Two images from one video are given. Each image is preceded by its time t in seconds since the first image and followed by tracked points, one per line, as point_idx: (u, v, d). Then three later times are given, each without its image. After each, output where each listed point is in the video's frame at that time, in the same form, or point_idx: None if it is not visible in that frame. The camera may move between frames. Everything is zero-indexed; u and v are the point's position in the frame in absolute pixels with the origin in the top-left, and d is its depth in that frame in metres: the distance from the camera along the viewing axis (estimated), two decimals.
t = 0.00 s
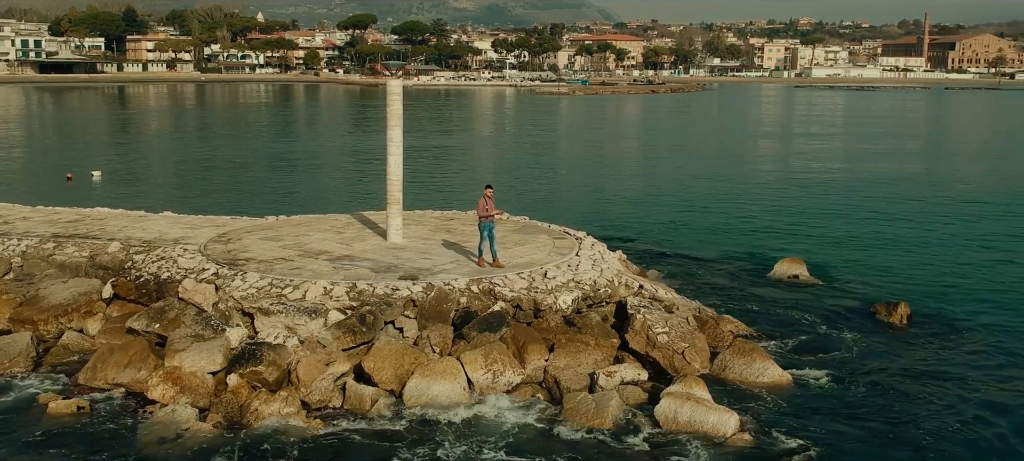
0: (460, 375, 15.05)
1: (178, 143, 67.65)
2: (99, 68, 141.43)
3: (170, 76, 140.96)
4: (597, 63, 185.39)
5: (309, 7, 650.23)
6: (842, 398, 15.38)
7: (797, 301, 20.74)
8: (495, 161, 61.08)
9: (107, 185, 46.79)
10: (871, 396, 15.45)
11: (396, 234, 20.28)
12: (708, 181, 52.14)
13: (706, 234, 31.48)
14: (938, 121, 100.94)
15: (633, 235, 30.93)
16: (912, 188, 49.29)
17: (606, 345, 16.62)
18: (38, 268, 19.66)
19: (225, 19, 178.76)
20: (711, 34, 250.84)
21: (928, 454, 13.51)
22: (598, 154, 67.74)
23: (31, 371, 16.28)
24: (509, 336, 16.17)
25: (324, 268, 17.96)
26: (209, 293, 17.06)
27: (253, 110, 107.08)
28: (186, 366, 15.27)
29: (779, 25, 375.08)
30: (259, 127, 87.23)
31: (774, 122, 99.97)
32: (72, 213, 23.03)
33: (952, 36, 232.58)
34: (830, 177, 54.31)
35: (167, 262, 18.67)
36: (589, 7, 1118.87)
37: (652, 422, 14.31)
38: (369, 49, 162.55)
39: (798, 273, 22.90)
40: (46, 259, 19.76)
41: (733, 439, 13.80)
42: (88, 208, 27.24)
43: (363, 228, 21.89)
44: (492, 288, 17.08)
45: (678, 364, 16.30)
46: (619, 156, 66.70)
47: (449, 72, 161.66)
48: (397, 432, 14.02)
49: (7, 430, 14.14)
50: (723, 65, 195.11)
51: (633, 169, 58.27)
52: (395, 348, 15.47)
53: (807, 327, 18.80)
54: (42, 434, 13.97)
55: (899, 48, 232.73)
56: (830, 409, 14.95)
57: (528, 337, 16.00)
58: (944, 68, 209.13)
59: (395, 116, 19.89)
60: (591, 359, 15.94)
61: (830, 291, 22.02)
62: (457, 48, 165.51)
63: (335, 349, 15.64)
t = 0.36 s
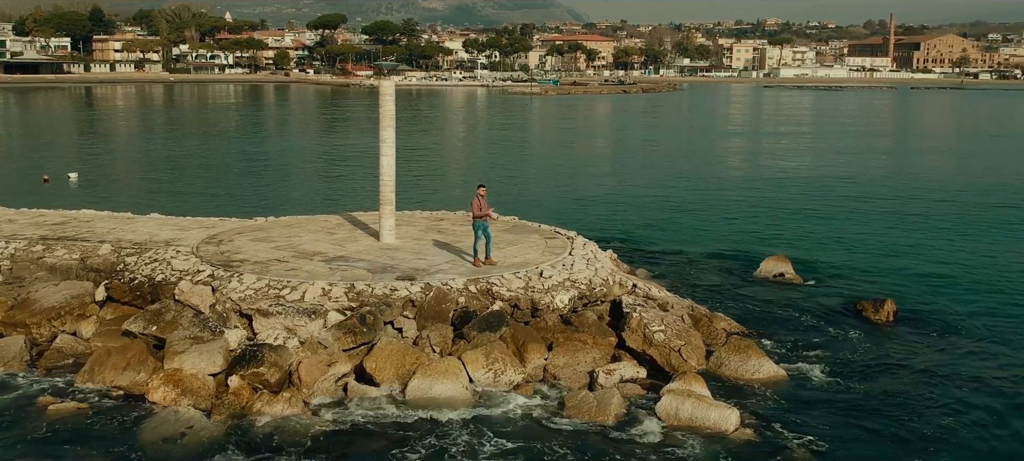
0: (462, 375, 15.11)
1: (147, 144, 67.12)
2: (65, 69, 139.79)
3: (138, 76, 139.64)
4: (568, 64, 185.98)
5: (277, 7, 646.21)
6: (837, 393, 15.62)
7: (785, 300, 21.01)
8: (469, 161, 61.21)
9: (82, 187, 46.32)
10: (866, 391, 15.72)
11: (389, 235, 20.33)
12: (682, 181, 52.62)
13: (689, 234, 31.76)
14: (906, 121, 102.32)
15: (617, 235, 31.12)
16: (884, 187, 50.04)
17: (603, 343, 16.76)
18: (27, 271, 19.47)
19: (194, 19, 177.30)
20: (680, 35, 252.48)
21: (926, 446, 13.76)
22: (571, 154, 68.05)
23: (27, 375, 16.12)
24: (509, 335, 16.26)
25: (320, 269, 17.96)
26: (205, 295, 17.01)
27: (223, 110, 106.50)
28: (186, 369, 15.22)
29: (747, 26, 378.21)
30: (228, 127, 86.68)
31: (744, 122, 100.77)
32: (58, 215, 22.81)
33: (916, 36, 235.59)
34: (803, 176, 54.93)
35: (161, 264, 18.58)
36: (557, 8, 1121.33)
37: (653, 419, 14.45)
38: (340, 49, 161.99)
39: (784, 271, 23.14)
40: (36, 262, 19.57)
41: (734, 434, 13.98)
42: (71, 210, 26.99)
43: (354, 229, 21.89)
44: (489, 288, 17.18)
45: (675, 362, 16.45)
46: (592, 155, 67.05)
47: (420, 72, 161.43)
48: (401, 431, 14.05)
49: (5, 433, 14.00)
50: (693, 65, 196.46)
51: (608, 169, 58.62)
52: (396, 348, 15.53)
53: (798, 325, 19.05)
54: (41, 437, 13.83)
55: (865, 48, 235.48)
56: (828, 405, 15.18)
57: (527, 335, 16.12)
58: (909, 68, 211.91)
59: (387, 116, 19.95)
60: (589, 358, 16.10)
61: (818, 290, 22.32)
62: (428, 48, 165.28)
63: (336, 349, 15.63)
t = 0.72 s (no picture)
0: (465, 375, 15.19)
1: (122, 145, 66.52)
2: (35, 69, 138.23)
3: (111, 76, 138.36)
4: (543, 64, 186.37)
5: (248, 7, 642.03)
6: (834, 389, 15.83)
7: (776, 298, 21.26)
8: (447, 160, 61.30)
9: (61, 189, 45.79)
10: (864, 386, 15.94)
11: (384, 236, 20.36)
12: (661, 179, 52.98)
13: (673, 233, 32.03)
14: (878, 120, 103.56)
15: (604, 235, 31.31)
16: (861, 186, 50.70)
17: (602, 342, 16.88)
18: (19, 273, 19.31)
19: (166, 19, 175.92)
20: (654, 35, 253.79)
21: (923, 439, 13.98)
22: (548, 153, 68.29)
23: (24, 376, 16.01)
24: (509, 335, 16.36)
25: (318, 270, 17.98)
26: (204, 296, 16.97)
27: (197, 110, 105.90)
28: (188, 370, 15.18)
29: (719, 25, 380.57)
30: (201, 127, 86.02)
31: (719, 121, 101.56)
32: (46, 218, 22.63)
33: (886, 37, 238.16)
34: (780, 175, 55.48)
35: (157, 266, 18.50)
36: (530, 8, 1122.71)
37: (655, 414, 14.61)
38: (314, 49, 161.43)
39: (772, 270, 23.39)
40: (28, 265, 19.41)
41: (735, 430, 14.16)
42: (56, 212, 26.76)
43: (347, 230, 21.89)
44: (488, 288, 17.27)
45: (673, 360, 16.61)
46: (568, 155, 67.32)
47: (395, 71, 161.12)
48: (406, 428, 14.12)
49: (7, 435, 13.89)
50: (667, 65, 197.52)
51: (586, 168, 58.90)
52: (399, 348, 15.59)
53: (790, 322, 19.31)
54: (43, 440, 13.74)
55: (836, 48, 237.71)
56: (827, 400, 15.40)
57: (528, 335, 16.23)
58: (879, 68, 214.28)
59: (382, 118, 19.96)
60: (589, 356, 16.23)
61: (807, 289, 22.59)
62: (403, 47, 165.00)
63: (338, 350, 15.64)
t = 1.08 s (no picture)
0: (468, 375, 15.30)
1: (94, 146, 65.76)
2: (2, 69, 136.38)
3: (80, 77, 136.82)
4: (516, 63, 186.58)
5: (217, 6, 637.04)
6: (830, 385, 16.08)
7: (766, 296, 21.49)
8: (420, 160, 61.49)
9: (37, 191, 45.17)
10: (860, 381, 16.18)
11: (379, 236, 20.37)
12: (639, 178, 53.27)
13: (658, 233, 32.27)
14: (849, 119, 104.77)
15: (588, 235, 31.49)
16: (838, 184, 51.31)
17: (602, 341, 17.00)
18: (11, 275, 19.10)
19: (136, 19, 174.25)
20: (626, 35, 254.81)
21: (924, 431, 14.19)
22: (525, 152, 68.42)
23: (22, 378, 15.86)
24: (511, 334, 16.46)
25: (316, 271, 17.98)
26: (202, 298, 16.92)
27: (169, 110, 105.17)
28: (191, 373, 15.15)
29: (690, 25, 382.64)
30: (172, 127, 85.15)
31: (693, 121, 102.29)
32: (34, 220, 22.45)
33: (855, 37, 240.63)
34: (757, 174, 55.99)
35: (153, 268, 18.40)
36: (500, 9, 1123.33)
37: (658, 411, 14.80)
38: (286, 49, 160.55)
39: (760, 268, 23.67)
40: (20, 267, 19.22)
41: (738, 425, 14.35)
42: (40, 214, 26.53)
43: (340, 231, 21.89)
44: (488, 288, 17.36)
45: (672, 358, 16.78)
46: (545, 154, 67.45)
47: (368, 71, 160.58)
48: (413, 426, 14.18)
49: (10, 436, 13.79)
50: (640, 65, 198.25)
51: (563, 167, 59.04)
52: (402, 348, 15.66)
53: (783, 320, 19.54)
54: (46, 443, 13.64)
55: (806, 48, 239.72)
56: (825, 395, 15.60)
57: (529, 334, 16.34)
58: (849, 68, 216.45)
59: (377, 119, 19.95)
60: (589, 355, 16.38)
61: (797, 287, 22.85)
62: (376, 47, 164.51)
63: (342, 351, 15.68)
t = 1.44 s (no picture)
0: (472, 374, 15.38)
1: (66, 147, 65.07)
2: None
3: (49, 77, 135.15)
4: (490, 63, 186.63)
5: (186, 6, 631.48)
6: (828, 378, 16.29)
7: (758, 295, 21.71)
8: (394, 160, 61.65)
9: (10, 193, 44.63)
10: (857, 375, 16.41)
11: (374, 237, 20.40)
12: (618, 177, 53.56)
13: (644, 233, 32.52)
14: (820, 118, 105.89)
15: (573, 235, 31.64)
16: (815, 183, 51.80)
17: (602, 339, 17.14)
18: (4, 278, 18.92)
19: (105, 18, 172.40)
20: (599, 35, 255.62)
21: (928, 423, 14.39)
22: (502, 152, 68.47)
23: (19, 380, 15.71)
24: (513, 333, 16.56)
25: (314, 271, 17.97)
26: (202, 299, 16.88)
27: (141, 111, 104.39)
28: (194, 374, 15.11)
29: (661, 25, 384.60)
30: (144, 128, 84.39)
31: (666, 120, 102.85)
32: (23, 222, 22.28)
33: (824, 37, 243.00)
34: (734, 173, 56.39)
35: (150, 270, 18.30)
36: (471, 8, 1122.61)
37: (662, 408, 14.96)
38: (259, 49, 159.54)
39: (749, 267, 23.90)
40: (13, 270, 19.06)
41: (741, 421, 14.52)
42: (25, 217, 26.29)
43: (333, 231, 21.88)
44: (488, 288, 17.45)
45: (671, 356, 16.96)
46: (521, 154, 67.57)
47: (342, 72, 159.96)
48: (420, 423, 14.25)
49: (14, 440, 13.69)
50: (613, 65, 198.88)
51: (539, 166, 59.23)
52: (406, 348, 15.71)
53: (777, 318, 19.79)
54: (52, 448, 13.55)
55: (776, 48, 241.66)
56: (825, 389, 15.79)
57: (530, 334, 16.44)
58: (819, 68, 218.41)
59: (372, 119, 19.96)
60: (589, 353, 16.52)
61: (786, 285, 23.13)
62: (349, 47, 163.91)
63: (345, 351, 15.73)
